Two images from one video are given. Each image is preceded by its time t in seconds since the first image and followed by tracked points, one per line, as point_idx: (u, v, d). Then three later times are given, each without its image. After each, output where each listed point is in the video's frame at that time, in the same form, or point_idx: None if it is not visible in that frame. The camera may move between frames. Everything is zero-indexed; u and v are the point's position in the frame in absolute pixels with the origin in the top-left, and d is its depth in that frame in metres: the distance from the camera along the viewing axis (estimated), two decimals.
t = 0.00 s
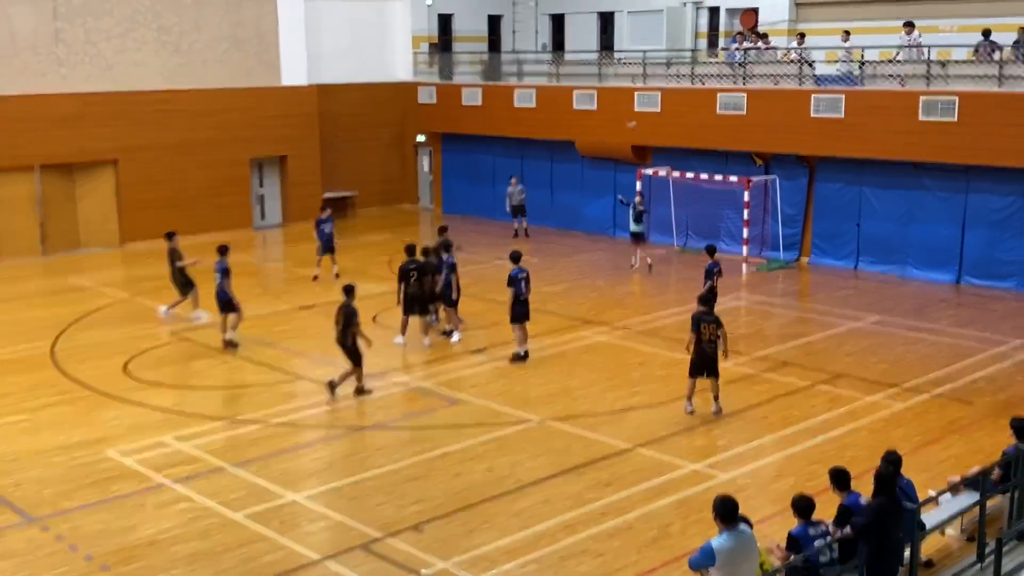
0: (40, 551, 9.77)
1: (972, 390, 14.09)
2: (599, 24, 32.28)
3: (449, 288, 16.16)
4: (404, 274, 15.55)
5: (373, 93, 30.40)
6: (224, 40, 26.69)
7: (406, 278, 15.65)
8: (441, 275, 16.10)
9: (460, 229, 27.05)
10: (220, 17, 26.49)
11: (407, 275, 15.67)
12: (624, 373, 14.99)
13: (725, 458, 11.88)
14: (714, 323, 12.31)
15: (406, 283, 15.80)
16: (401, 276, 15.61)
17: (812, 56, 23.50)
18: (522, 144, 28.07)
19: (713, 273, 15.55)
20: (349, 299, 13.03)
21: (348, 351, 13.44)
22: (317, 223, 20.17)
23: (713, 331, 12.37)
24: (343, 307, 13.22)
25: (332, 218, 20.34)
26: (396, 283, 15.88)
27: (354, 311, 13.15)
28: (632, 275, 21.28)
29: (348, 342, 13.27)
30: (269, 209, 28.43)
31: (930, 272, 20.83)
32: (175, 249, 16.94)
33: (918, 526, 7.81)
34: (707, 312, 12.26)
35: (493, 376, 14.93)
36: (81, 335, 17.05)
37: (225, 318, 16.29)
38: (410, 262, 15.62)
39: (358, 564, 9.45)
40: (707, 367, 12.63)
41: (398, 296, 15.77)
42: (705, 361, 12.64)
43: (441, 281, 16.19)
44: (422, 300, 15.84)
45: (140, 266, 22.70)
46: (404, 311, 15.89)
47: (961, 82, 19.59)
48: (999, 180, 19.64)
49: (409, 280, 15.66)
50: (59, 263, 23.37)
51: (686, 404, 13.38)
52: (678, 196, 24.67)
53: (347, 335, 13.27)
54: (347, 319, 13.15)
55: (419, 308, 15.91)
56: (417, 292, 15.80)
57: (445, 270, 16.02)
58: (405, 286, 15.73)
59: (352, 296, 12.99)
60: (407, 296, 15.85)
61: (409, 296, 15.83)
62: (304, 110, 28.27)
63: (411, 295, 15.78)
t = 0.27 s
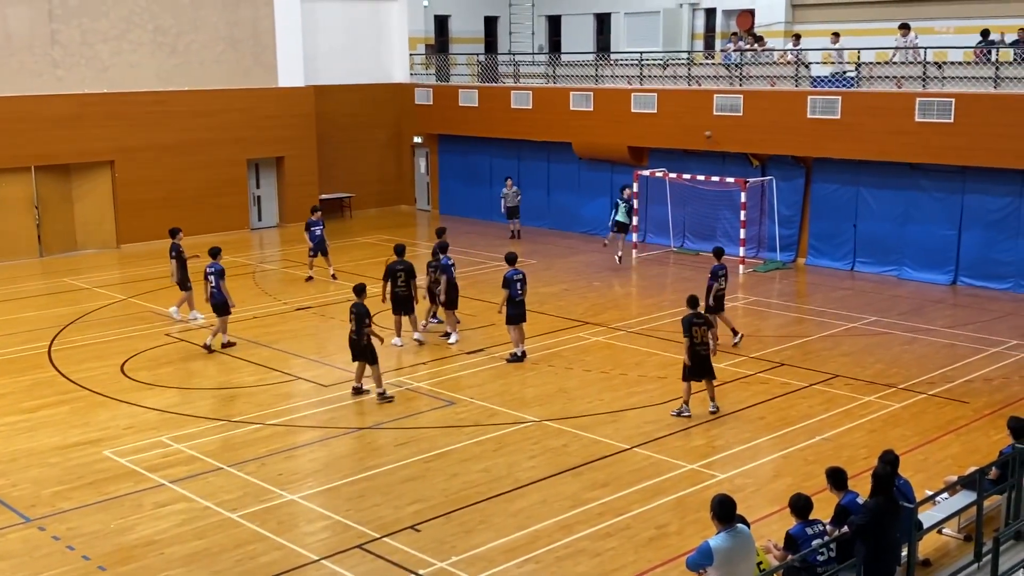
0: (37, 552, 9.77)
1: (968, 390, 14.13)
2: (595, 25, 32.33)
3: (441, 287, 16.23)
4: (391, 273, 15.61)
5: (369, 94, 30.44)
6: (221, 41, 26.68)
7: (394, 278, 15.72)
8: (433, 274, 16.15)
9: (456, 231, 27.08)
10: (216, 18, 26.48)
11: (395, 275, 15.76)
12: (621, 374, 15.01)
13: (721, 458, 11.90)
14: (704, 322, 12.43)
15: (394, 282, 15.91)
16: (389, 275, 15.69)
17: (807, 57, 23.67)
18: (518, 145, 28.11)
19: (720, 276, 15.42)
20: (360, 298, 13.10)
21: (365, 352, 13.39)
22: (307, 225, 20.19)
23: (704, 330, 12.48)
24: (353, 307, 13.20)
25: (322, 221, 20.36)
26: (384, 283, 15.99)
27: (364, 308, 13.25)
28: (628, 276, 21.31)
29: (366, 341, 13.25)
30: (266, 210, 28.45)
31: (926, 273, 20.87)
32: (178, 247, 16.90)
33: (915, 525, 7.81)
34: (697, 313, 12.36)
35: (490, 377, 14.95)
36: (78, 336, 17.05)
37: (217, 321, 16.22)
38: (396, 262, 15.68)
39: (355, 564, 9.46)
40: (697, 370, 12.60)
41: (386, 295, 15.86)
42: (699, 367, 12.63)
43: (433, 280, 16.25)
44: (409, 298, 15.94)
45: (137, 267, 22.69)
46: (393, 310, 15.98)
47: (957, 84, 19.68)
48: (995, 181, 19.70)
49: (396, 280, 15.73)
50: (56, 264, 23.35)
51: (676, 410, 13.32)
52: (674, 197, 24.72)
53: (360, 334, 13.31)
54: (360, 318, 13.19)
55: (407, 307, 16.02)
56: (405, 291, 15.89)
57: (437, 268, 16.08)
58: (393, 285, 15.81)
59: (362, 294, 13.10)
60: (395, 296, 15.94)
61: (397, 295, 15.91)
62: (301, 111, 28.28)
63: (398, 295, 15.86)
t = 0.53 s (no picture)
0: (35, 552, 9.77)
1: (966, 390, 14.14)
2: (593, 25, 32.34)
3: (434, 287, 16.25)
4: (383, 272, 15.62)
5: (367, 94, 30.42)
6: (219, 41, 26.67)
7: (387, 277, 15.74)
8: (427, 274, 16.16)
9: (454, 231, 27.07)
10: (214, 17, 26.46)
11: (389, 274, 15.79)
12: (618, 374, 15.01)
13: (719, 458, 11.91)
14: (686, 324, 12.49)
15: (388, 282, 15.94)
16: (382, 274, 15.72)
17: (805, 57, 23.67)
18: (516, 145, 28.11)
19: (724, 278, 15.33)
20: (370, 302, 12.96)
21: (380, 354, 13.15)
22: (295, 225, 20.22)
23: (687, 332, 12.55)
24: (367, 312, 12.92)
25: (310, 220, 20.39)
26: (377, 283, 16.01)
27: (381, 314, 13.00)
28: (626, 276, 21.31)
29: (381, 342, 13.08)
30: (264, 210, 28.44)
31: (924, 273, 20.88)
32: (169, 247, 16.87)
33: (913, 525, 7.81)
34: (679, 316, 12.40)
35: (487, 377, 14.95)
36: (75, 336, 17.04)
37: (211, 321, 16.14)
38: (390, 261, 15.72)
39: (353, 564, 9.46)
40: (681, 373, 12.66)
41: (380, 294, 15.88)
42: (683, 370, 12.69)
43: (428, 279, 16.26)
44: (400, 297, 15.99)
45: (134, 267, 22.67)
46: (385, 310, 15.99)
47: (954, 84, 19.68)
48: (993, 181, 19.72)
49: (390, 279, 15.76)
50: (54, 264, 23.34)
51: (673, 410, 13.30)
52: (672, 197, 24.72)
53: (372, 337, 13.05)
54: (376, 321, 12.98)
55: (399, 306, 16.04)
56: (399, 290, 15.91)
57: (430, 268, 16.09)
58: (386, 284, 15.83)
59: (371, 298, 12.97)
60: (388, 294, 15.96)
61: (389, 294, 15.93)
62: (299, 111, 28.27)
63: (392, 293, 15.88)
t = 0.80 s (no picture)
0: (33, 552, 9.76)
1: (964, 389, 14.15)
2: (591, 25, 32.34)
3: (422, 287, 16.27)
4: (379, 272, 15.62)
5: (365, 94, 30.39)
6: (216, 41, 26.65)
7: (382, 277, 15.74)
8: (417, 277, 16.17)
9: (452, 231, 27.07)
10: (212, 17, 26.45)
11: (384, 274, 15.78)
12: (616, 374, 15.01)
13: (717, 458, 11.91)
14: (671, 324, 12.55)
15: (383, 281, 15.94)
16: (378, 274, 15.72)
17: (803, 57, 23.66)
18: (514, 145, 28.10)
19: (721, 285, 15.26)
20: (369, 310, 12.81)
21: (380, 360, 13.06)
22: (281, 226, 20.17)
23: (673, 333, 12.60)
24: (369, 319, 12.72)
25: (297, 223, 20.33)
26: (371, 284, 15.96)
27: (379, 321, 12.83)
28: (625, 275, 21.34)
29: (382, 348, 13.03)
30: (262, 210, 28.43)
31: (922, 273, 20.89)
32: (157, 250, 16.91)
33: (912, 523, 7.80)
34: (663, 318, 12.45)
35: (485, 377, 14.95)
36: (73, 336, 17.03)
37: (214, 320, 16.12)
38: (385, 260, 15.74)
39: (352, 564, 9.46)
40: (669, 373, 12.74)
41: (376, 295, 15.87)
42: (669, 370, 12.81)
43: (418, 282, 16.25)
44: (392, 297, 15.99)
45: (132, 267, 22.66)
46: (378, 310, 16.02)
47: (952, 84, 19.66)
48: (991, 181, 19.73)
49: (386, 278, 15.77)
50: (52, 264, 23.32)
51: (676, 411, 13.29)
52: (670, 197, 24.73)
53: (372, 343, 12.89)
54: (378, 328, 12.78)
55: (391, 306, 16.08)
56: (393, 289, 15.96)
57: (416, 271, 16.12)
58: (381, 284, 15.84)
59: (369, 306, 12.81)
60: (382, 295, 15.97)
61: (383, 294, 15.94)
62: (297, 111, 28.26)
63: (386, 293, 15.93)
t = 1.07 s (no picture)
0: (31, 552, 9.76)
1: (963, 389, 14.15)
2: (590, 24, 32.34)
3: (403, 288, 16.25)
4: (370, 272, 15.76)
5: (364, 94, 30.38)
6: (215, 41, 26.64)
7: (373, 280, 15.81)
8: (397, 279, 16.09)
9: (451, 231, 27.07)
10: (210, 17, 26.44)
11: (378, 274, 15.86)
12: (615, 373, 15.01)
13: (716, 458, 11.92)
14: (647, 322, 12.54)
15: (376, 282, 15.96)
16: (371, 275, 15.81)
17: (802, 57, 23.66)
18: (513, 144, 28.10)
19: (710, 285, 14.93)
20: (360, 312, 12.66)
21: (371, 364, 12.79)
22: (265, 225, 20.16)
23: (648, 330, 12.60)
24: (361, 320, 12.55)
25: (280, 222, 20.31)
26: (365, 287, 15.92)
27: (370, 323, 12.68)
28: (623, 275, 21.34)
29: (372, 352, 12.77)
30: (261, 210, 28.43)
31: (920, 272, 20.90)
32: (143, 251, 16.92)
33: (911, 523, 7.81)
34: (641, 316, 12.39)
35: (484, 377, 14.94)
36: (72, 336, 17.02)
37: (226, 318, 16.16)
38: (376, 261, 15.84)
39: (350, 564, 9.46)
40: (649, 373, 12.76)
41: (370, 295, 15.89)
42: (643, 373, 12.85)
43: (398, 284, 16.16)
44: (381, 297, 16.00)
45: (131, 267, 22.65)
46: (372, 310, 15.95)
47: (951, 84, 19.65)
48: (989, 181, 19.73)
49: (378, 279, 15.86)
50: (51, 264, 23.31)
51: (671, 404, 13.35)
52: (669, 196, 24.74)
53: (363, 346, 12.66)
54: (371, 330, 12.61)
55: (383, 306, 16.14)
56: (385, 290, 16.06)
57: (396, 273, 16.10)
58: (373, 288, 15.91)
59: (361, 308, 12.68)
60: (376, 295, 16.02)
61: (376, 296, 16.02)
62: (296, 111, 28.26)
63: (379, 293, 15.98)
